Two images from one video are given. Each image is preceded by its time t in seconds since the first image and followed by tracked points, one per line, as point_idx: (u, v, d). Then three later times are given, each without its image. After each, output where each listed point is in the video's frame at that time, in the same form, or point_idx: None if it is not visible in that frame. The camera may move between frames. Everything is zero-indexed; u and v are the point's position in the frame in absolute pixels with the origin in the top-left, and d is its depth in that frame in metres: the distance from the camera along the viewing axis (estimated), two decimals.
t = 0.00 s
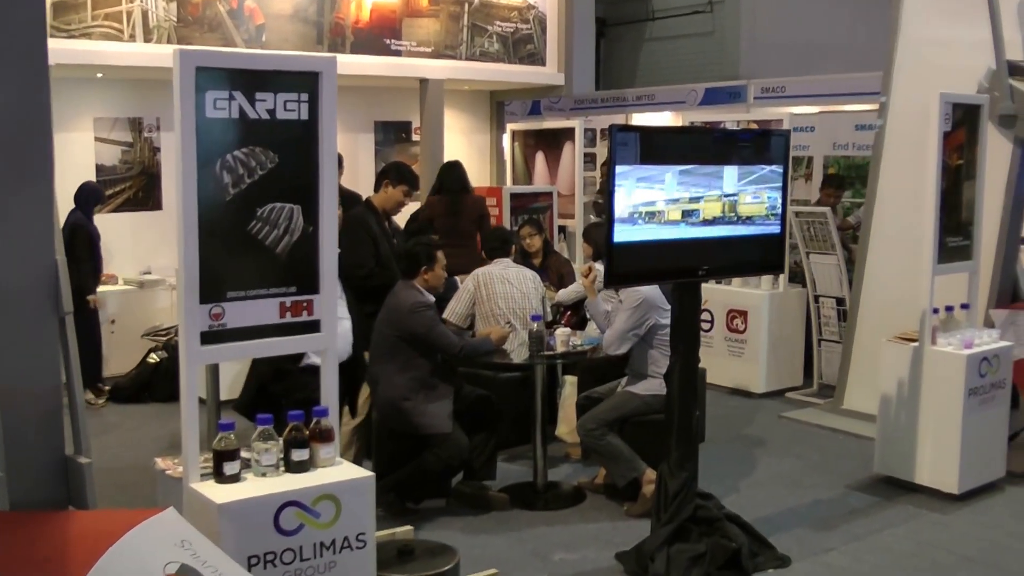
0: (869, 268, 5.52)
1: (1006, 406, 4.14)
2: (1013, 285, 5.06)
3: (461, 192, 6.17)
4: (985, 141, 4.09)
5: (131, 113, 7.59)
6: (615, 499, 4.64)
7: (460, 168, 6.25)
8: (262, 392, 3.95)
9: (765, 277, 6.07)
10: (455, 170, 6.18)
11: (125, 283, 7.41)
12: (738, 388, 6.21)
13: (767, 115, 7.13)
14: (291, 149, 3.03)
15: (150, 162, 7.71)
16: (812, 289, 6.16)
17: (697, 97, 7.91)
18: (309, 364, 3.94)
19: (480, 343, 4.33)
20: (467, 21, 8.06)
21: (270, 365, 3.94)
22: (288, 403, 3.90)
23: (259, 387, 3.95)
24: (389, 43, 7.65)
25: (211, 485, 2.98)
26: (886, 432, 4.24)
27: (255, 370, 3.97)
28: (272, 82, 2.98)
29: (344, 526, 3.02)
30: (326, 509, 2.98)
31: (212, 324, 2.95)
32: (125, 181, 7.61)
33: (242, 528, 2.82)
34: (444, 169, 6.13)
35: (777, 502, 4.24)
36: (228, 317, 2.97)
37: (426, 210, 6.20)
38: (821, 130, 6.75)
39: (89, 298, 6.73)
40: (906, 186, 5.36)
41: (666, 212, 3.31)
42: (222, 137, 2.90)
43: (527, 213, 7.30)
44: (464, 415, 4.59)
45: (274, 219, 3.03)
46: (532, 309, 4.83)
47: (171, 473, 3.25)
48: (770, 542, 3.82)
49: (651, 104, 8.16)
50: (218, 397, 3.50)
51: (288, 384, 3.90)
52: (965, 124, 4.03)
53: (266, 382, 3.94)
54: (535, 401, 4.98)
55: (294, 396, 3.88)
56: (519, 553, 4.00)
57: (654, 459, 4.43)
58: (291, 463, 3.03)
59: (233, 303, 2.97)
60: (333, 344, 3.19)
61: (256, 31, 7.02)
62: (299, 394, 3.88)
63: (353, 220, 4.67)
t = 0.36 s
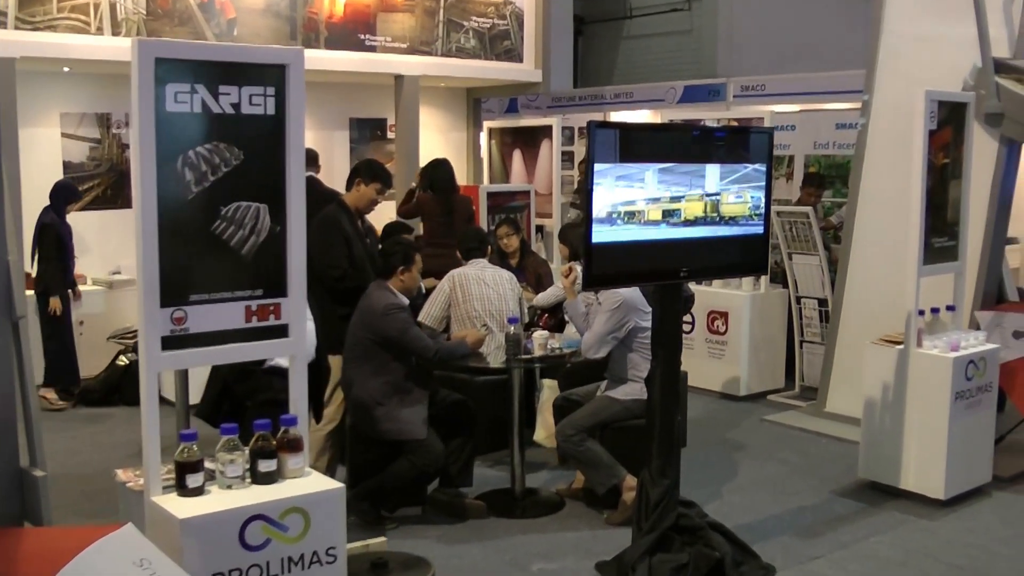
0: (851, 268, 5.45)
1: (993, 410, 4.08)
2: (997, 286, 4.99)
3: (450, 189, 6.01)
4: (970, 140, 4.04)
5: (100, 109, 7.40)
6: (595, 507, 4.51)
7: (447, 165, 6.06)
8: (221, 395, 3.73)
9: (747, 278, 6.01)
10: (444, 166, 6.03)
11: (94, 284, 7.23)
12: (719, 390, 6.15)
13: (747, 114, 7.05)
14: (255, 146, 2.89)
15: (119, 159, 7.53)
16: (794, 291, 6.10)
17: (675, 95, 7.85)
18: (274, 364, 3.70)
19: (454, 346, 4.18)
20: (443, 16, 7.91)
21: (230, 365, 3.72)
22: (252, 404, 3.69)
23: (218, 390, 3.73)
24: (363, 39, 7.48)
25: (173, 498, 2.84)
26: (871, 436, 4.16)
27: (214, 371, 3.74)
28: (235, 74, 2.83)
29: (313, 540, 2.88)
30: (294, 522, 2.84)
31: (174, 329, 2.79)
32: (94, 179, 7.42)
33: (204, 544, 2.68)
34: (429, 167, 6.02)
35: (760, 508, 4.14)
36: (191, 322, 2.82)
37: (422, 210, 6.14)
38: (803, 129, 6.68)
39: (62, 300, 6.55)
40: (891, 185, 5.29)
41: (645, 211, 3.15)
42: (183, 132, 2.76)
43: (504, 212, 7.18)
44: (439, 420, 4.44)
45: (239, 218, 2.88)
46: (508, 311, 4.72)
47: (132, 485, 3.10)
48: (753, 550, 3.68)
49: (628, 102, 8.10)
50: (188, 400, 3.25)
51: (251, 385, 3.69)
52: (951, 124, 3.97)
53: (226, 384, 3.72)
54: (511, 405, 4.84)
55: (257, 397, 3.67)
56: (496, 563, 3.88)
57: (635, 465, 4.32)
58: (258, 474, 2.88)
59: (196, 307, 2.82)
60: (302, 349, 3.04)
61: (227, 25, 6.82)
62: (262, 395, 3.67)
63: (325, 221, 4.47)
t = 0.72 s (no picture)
0: (835, 268, 5.36)
1: (981, 414, 3.99)
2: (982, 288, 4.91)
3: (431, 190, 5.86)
4: (957, 139, 3.98)
5: (70, 106, 7.22)
6: (574, 514, 4.33)
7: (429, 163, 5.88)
8: (177, 404, 3.60)
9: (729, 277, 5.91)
10: (426, 165, 5.83)
11: (66, 284, 7.03)
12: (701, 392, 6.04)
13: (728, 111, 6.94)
14: (213, 147, 2.66)
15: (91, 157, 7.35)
16: (776, 290, 6.01)
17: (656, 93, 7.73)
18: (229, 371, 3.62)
19: (430, 350, 3.99)
20: (420, 11, 7.69)
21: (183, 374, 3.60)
22: (205, 413, 3.58)
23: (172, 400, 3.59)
24: (339, 35, 7.29)
25: (128, 513, 2.63)
26: (858, 441, 4.06)
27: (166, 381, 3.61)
28: (190, 69, 2.61)
29: (276, 556, 2.65)
30: (255, 537, 2.61)
31: (128, 338, 2.57)
32: (66, 176, 7.25)
33: (158, 563, 2.47)
34: (412, 165, 5.80)
35: (742, 515, 4.02)
36: (147, 330, 2.60)
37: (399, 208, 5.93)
38: (786, 126, 6.62)
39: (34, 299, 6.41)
40: (878, 184, 5.19)
41: (623, 212, 3.02)
42: (136, 132, 2.53)
43: (482, 211, 7.05)
44: (413, 425, 4.23)
45: (196, 221, 2.65)
46: (484, 313, 4.59)
47: (87, 499, 2.87)
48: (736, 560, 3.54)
49: (609, 100, 7.98)
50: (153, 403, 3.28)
51: (204, 394, 3.59)
52: (937, 121, 3.90)
53: (179, 393, 3.60)
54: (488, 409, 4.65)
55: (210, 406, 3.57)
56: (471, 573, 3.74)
57: (613, 472, 4.20)
58: (217, 487, 2.65)
59: (152, 315, 2.60)
60: (264, 358, 2.81)
61: (199, 20, 6.63)
62: (216, 404, 3.57)
63: (296, 220, 4.24)
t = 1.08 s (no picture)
0: (819, 268, 5.27)
1: (968, 418, 3.91)
2: (969, 289, 4.83)
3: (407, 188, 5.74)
4: (944, 137, 3.91)
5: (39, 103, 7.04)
6: (551, 522, 4.21)
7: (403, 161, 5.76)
8: (119, 418, 3.54)
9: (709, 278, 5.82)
10: (399, 165, 5.71)
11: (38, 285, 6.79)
12: (682, 394, 5.94)
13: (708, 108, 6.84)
14: (169, 145, 2.45)
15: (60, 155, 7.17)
16: (758, 291, 5.92)
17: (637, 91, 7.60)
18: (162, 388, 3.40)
19: (402, 354, 3.85)
20: (395, 7, 7.55)
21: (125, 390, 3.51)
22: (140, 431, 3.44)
23: (113, 412, 3.54)
24: (313, 31, 7.14)
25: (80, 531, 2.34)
26: (842, 446, 3.97)
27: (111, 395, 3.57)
28: (145, 62, 2.39)
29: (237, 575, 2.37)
30: (214, 556, 2.33)
31: (80, 345, 2.35)
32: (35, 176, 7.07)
33: None
34: (386, 165, 5.69)
35: (725, 523, 3.91)
36: (102, 338, 2.38)
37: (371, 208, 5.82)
38: (768, 124, 6.52)
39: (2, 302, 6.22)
40: (862, 183, 5.11)
41: (599, 212, 2.90)
42: (88, 129, 2.32)
43: (459, 211, 6.92)
44: (386, 431, 4.07)
45: (152, 221, 2.45)
46: (459, 316, 4.46)
47: (39, 515, 2.65)
48: (718, 570, 3.43)
49: (589, 97, 7.81)
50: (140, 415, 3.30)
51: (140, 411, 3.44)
52: (923, 119, 3.82)
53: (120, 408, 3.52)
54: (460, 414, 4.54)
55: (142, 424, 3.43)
56: None
57: (591, 480, 4.07)
58: (174, 501, 2.37)
59: (107, 321, 2.39)
60: (225, 365, 2.59)
61: (170, 16, 6.47)
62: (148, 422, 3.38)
63: (263, 221, 4.07)
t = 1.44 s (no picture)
0: (803, 268, 5.21)
1: (955, 422, 3.85)
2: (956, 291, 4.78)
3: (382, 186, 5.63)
4: (932, 135, 3.85)
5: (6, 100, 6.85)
6: (528, 530, 4.11)
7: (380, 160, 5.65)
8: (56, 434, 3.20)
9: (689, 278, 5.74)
10: (374, 163, 5.61)
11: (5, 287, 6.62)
12: (662, 397, 5.86)
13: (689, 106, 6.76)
14: (130, 142, 2.28)
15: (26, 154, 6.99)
16: (740, 292, 5.85)
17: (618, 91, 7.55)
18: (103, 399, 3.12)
19: (374, 358, 3.74)
20: (373, 4, 7.42)
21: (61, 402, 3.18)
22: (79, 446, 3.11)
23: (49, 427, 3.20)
24: (289, 28, 6.99)
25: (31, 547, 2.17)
26: (826, 449, 3.90)
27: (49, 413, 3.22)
28: (105, 53, 2.22)
29: None
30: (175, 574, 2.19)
31: (36, 352, 2.17)
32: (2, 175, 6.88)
33: None
34: (361, 162, 5.57)
35: (708, 530, 3.82)
36: (59, 345, 2.20)
37: (345, 208, 5.71)
38: (750, 122, 6.47)
39: None
40: (846, 182, 5.05)
41: (579, 212, 2.79)
42: (44, 123, 2.14)
43: (437, 210, 6.80)
44: (359, 436, 3.97)
45: (113, 221, 2.27)
46: (434, 318, 4.36)
47: None
48: None
49: (569, 95, 7.75)
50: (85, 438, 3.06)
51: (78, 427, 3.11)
52: (911, 117, 3.76)
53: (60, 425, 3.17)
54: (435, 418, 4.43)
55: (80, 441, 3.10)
56: None
57: (569, 486, 3.97)
58: (133, 515, 2.22)
59: (65, 327, 2.21)
60: (189, 372, 2.42)
61: (142, 11, 6.30)
62: (86, 437, 3.08)
63: (233, 221, 3.95)
